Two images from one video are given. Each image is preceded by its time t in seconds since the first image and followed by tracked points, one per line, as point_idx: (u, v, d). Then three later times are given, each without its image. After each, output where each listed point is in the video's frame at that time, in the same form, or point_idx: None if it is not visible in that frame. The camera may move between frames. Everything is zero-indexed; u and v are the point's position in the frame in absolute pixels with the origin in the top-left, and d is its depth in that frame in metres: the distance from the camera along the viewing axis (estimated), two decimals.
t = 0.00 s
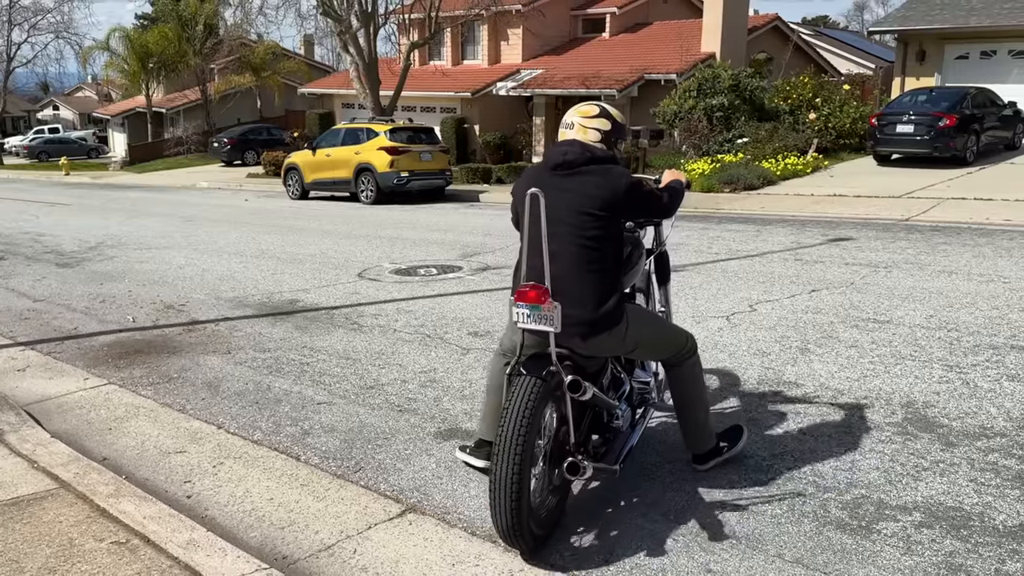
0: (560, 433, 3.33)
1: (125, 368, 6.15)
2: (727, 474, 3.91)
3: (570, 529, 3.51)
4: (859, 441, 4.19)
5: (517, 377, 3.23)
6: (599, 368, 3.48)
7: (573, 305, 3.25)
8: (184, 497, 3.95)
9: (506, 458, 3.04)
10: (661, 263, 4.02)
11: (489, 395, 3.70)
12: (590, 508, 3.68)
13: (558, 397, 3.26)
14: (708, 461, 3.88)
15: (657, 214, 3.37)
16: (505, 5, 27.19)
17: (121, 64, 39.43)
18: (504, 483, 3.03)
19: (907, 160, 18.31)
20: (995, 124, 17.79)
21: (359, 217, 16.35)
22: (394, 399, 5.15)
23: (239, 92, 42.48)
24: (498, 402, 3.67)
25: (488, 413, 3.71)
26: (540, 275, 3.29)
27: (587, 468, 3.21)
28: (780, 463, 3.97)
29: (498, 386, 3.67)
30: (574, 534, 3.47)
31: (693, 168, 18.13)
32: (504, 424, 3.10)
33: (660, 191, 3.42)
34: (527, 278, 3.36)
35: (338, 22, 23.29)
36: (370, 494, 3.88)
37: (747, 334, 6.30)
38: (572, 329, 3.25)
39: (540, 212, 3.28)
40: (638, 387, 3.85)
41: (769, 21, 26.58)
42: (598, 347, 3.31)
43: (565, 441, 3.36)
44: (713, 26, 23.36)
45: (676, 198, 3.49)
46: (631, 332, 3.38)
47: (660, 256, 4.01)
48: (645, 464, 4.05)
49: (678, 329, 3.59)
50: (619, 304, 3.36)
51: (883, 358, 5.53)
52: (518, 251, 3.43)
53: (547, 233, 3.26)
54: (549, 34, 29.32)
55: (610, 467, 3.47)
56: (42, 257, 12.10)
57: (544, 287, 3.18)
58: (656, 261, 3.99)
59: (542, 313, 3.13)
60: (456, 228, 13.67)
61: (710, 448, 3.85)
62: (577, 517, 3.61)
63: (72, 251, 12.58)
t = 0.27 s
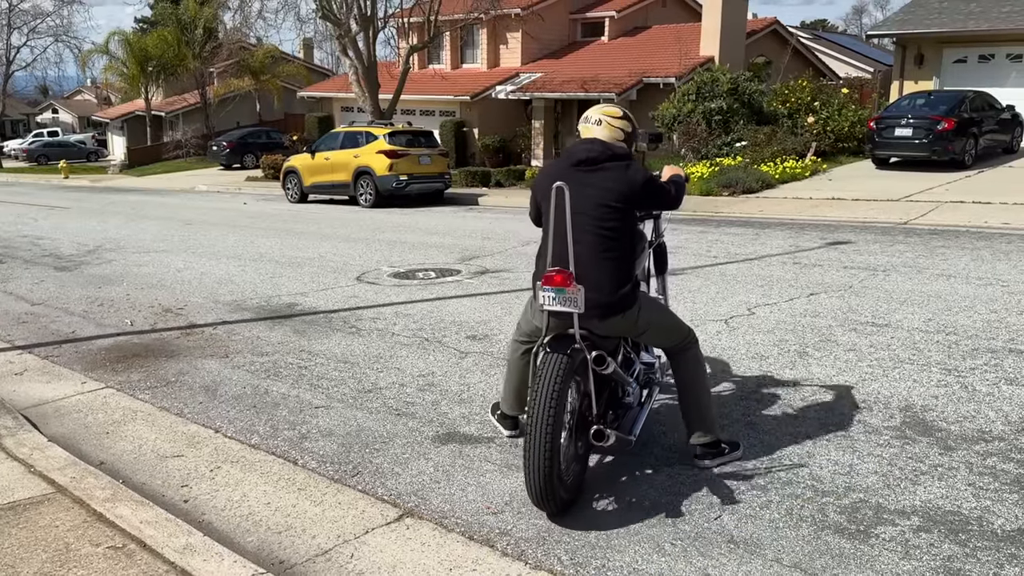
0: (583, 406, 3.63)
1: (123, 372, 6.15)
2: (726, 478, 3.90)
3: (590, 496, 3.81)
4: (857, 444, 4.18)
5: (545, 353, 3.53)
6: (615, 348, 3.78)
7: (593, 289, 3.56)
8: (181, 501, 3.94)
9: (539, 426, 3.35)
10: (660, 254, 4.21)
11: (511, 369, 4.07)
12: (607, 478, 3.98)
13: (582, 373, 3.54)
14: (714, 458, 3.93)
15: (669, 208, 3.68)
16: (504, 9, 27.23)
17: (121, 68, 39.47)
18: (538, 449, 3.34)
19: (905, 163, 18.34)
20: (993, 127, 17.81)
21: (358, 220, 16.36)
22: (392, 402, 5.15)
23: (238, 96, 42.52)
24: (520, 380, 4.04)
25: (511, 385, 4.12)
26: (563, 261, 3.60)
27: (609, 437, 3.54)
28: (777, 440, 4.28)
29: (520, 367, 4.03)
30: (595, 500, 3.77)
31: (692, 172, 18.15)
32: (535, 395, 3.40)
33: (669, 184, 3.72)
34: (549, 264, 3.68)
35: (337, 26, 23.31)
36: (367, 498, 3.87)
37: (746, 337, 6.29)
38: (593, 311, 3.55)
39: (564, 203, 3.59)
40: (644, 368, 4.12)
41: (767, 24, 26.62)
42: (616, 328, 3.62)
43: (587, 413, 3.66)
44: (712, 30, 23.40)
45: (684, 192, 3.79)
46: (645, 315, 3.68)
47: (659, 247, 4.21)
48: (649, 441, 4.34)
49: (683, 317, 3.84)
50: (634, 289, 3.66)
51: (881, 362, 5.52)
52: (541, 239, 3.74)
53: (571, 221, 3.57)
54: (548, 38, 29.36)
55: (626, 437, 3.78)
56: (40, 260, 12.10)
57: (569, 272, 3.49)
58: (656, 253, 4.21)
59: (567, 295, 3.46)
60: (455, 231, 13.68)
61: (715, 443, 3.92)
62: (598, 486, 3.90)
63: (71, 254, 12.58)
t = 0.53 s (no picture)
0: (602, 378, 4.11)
1: (123, 376, 6.14)
2: (727, 484, 3.89)
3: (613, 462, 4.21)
4: (858, 449, 4.17)
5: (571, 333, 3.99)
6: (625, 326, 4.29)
7: (610, 274, 4.05)
8: (181, 506, 3.94)
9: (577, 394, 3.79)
10: (655, 247, 4.63)
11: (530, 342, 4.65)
12: (624, 446, 4.41)
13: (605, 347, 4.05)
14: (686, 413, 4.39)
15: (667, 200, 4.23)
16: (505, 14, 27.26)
17: (122, 73, 39.54)
18: (571, 417, 3.77)
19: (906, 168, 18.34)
20: (993, 132, 17.81)
21: (359, 224, 16.37)
22: (393, 407, 5.14)
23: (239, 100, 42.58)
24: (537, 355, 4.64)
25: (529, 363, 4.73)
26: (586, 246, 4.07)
27: (631, 403, 4.05)
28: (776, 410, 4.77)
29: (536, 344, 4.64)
30: (617, 465, 4.17)
31: (693, 176, 18.16)
32: (566, 368, 3.85)
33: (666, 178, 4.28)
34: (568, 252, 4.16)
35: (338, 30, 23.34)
36: (368, 504, 3.86)
37: (747, 343, 6.28)
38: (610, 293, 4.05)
39: (583, 197, 4.07)
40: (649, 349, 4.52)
41: (768, 29, 26.66)
42: (627, 307, 4.15)
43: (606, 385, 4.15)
44: (712, 34, 23.44)
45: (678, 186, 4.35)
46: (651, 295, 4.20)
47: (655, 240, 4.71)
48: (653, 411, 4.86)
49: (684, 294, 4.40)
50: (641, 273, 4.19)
51: (882, 367, 5.51)
52: (558, 230, 4.20)
53: (595, 211, 4.04)
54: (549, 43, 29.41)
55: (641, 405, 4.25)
56: (42, 265, 12.11)
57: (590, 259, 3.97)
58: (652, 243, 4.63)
59: (590, 279, 3.93)
60: (456, 236, 13.67)
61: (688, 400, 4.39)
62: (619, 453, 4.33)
63: (72, 259, 12.59)
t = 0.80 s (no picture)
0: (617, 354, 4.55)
1: (126, 382, 6.13)
2: (731, 491, 3.87)
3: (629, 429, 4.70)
4: (862, 457, 4.16)
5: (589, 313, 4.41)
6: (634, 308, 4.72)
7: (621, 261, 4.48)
8: (183, 512, 3.93)
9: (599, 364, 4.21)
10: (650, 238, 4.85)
11: (542, 330, 5.05)
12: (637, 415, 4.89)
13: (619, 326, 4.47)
14: (693, 349, 5.32)
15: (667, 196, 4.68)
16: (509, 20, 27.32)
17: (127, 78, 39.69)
18: (594, 382, 4.23)
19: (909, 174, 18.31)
20: (998, 138, 17.78)
21: (362, 230, 16.38)
22: (395, 413, 5.13)
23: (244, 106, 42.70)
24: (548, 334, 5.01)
25: (540, 343, 5.09)
26: (599, 236, 4.47)
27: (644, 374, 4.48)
28: (756, 385, 5.36)
29: (546, 324, 5.00)
30: (633, 431, 4.66)
31: (696, 182, 18.16)
32: (587, 343, 4.28)
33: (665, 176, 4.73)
34: (580, 244, 4.55)
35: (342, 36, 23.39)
36: (370, 510, 3.86)
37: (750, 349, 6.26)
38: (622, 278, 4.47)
39: (594, 192, 4.50)
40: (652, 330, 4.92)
41: (771, 35, 26.68)
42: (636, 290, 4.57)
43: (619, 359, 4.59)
44: (716, 40, 23.46)
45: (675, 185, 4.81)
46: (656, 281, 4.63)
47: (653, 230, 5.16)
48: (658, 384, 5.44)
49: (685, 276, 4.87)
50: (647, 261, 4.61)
51: (886, 374, 5.49)
52: (571, 223, 4.62)
53: (607, 204, 4.46)
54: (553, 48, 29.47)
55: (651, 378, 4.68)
56: (46, 270, 12.14)
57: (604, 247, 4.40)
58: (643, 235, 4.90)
59: (605, 264, 4.35)
60: (460, 241, 13.67)
61: (692, 337, 5.30)
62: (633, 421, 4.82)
63: (76, 264, 12.62)
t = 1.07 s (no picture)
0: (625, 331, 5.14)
1: (132, 388, 6.13)
2: (737, 501, 3.85)
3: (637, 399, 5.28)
4: (869, 467, 4.12)
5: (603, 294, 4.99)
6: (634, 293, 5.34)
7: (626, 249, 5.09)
8: (187, 519, 3.93)
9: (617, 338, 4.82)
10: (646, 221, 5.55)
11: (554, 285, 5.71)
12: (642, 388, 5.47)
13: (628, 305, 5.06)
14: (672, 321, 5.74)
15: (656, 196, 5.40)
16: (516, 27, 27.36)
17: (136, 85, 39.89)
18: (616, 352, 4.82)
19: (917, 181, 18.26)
20: (1006, 146, 17.71)
21: (369, 236, 16.40)
22: (400, 421, 5.12)
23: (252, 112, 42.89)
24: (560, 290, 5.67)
25: (555, 293, 5.74)
26: (608, 227, 5.08)
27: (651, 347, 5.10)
28: (742, 364, 6.03)
29: (558, 279, 5.66)
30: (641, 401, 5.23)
31: (703, 189, 18.14)
32: (606, 318, 4.85)
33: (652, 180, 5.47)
34: (590, 236, 5.14)
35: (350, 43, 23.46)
36: (374, 518, 3.84)
37: (757, 357, 6.24)
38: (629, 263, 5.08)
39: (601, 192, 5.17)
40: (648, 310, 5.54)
41: (779, 42, 26.67)
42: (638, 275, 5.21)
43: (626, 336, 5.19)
44: (723, 48, 23.45)
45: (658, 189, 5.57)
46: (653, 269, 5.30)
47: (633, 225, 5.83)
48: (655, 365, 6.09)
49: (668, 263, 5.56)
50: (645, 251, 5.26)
51: (894, 383, 5.45)
52: (579, 220, 5.22)
53: (613, 200, 5.13)
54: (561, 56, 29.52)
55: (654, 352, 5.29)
56: (55, 275, 12.19)
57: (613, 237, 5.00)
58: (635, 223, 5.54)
59: (616, 251, 4.93)
60: (466, 248, 13.67)
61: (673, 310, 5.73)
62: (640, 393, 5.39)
63: (85, 269, 12.67)
